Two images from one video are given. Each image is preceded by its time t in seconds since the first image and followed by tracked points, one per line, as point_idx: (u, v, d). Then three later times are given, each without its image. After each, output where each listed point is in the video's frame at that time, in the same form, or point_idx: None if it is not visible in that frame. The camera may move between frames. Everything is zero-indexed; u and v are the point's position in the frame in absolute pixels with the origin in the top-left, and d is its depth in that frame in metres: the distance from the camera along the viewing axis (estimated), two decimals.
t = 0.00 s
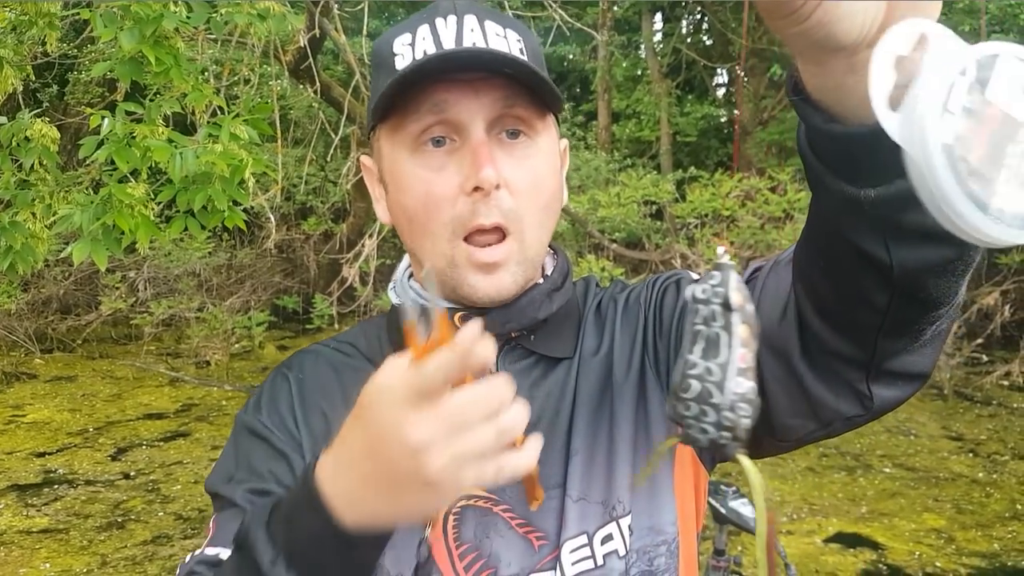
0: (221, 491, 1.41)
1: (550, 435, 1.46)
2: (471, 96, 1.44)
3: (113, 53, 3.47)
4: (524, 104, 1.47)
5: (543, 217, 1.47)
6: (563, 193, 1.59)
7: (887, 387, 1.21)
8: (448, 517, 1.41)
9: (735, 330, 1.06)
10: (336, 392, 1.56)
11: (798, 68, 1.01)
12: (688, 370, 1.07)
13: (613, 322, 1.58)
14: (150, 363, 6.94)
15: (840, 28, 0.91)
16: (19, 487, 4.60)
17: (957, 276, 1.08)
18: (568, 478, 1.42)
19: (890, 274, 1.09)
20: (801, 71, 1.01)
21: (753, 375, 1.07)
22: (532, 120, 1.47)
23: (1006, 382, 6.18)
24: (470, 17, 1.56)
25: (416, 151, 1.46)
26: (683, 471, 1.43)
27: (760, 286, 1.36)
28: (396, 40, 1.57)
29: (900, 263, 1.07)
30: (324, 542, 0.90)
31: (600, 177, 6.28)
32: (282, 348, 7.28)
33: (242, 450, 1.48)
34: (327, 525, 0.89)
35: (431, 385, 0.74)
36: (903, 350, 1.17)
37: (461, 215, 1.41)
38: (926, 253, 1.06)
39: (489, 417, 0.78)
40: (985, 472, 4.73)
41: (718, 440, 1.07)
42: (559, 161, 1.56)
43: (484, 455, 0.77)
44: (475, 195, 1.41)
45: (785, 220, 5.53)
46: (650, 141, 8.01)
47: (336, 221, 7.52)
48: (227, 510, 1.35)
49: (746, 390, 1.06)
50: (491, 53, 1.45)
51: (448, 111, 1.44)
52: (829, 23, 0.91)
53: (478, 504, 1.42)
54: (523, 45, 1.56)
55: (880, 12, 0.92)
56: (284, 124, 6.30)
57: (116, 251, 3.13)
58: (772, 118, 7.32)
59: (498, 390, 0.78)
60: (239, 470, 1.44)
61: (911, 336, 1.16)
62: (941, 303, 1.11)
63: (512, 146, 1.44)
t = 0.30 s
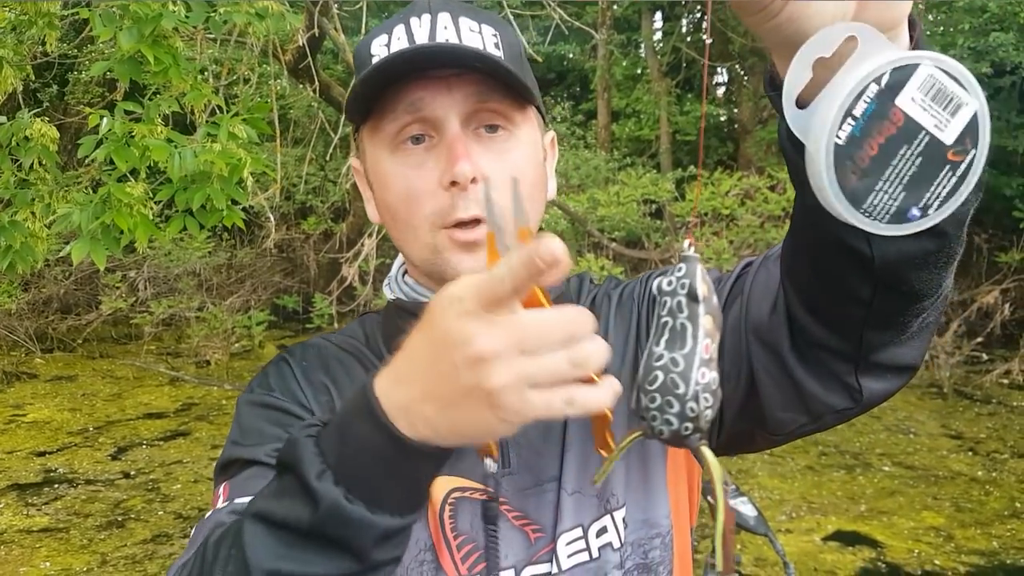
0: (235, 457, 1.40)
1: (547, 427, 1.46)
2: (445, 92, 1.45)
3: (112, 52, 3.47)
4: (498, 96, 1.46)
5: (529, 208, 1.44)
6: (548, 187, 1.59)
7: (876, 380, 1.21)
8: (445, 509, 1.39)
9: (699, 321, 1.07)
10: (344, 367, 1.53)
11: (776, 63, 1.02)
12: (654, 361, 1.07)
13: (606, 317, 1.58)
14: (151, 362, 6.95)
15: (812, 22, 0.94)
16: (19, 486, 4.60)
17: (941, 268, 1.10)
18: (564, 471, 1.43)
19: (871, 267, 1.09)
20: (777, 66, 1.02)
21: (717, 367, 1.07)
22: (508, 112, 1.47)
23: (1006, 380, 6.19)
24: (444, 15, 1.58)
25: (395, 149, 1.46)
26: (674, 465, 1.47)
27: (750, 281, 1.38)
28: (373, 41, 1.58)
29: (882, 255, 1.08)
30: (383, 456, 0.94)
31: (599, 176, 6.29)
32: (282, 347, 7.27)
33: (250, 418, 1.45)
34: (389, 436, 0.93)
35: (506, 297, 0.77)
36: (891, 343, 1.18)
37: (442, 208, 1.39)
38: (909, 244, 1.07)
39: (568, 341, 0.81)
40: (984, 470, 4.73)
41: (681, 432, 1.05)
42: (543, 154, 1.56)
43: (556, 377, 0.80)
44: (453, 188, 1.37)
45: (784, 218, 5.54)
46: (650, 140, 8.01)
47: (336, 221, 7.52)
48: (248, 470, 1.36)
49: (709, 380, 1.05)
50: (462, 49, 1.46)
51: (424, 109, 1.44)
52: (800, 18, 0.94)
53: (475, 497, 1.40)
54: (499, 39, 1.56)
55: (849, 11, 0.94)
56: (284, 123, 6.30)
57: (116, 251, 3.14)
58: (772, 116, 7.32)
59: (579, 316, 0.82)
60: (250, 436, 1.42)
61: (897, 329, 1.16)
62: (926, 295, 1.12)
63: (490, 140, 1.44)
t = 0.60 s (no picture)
0: (233, 458, 1.38)
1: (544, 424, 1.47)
2: (456, 88, 1.45)
3: (109, 50, 3.47)
4: (508, 94, 1.46)
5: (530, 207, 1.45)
6: (550, 185, 1.59)
7: (873, 377, 1.22)
8: (444, 506, 1.41)
9: (731, 310, 1.10)
10: (343, 367, 1.54)
11: (781, 56, 1.02)
12: (688, 352, 1.11)
13: (606, 314, 1.58)
14: (149, 360, 6.95)
15: (823, 14, 0.92)
16: (17, 484, 4.60)
17: (941, 264, 1.09)
18: (563, 467, 1.43)
19: (872, 261, 1.09)
20: (783, 59, 1.02)
21: (751, 355, 1.11)
22: (517, 110, 1.47)
23: (1004, 377, 6.19)
24: (455, 9, 1.57)
25: (401, 142, 1.46)
26: (674, 462, 1.47)
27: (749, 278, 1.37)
28: (382, 33, 1.58)
29: (883, 251, 1.08)
30: (385, 481, 0.97)
31: (598, 173, 6.28)
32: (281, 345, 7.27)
33: (248, 418, 1.44)
34: (392, 460, 0.97)
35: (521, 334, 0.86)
36: (889, 340, 1.18)
37: (445, 202, 1.40)
38: (907, 240, 1.07)
39: (573, 370, 0.90)
40: (982, 467, 4.74)
41: (719, 421, 1.10)
42: (547, 152, 1.56)
43: (562, 403, 0.89)
44: (459, 183, 1.39)
45: (783, 216, 5.54)
46: (648, 138, 7.99)
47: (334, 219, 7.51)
48: (247, 471, 1.35)
49: (745, 368, 1.09)
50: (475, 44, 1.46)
51: (433, 103, 1.45)
52: (812, 9, 0.92)
53: (476, 494, 1.43)
54: (508, 37, 1.57)
55: (858, 4, 0.94)
56: (282, 121, 6.29)
57: (114, 248, 3.14)
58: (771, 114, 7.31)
59: (583, 345, 0.90)
60: (248, 436, 1.41)
61: (896, 326, 1.17)
62: (926, 292, 1.11)
63: (497, 136, 1.45)
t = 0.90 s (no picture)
0: (236, 455, 1.38)
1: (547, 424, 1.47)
2: (459, 89, 1.45)
3: (109, 48, 3.47)
4: (511, 95, 1.46)
5: (534, 208, 1.46)
6: (555, 184, 1.59)
7: (881, 380, 1.22)
8: (446, 504, 1.41)
9: (719, 314, 1.04)
10: (344, 362, 1.54)
11: (789, 56, 1.02)
12: (674, 355, 1.05)
13: (610, 314, 1.57)
14: (148, 359, 6.96)
15: (830, 13, 0.92)
16: (17, 482, 4.60)
17: (950, 267, 1.09)
18: (565, 467, 1.43)
19: (881, 265, 1.09)
20: (791, 60, 1.01)
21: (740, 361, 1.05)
22: (520, 110, 1.47)
23: (1003, 376, 6.20)
24: (458, 7, 1.57)
25: (406, 143, 1.47)
26: (677, 460, 1.47)
27: (756, 278, 1.38)
28: (385, 31, 1.57)
29: (892, 253, 1.07)
30: (383, 477, 0.97)
31: (597, 172, 6.28)
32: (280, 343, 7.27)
33: (250, 414, 1.44)
34: (389, 454, 0.97)
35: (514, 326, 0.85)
36: (897, 344, 1.19)
37: (449, 204, 1.40)
38: (918, 241, 1.07)
39: (570, 363, 0.89)
40: (981, 466, 4.75)
41: (703, 425, 1.04)
42: (552, 151, 1.56)
43: (558, 396, 0.88)
44: (462, 186, 1.39)
45: (782, 214, 5.54)
46: (648, 137, 7.99)
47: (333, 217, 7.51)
48: (250, 468, 1.34)
49: (731, 374, 1.04)
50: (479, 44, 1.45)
51: (436, 104, 1.45)
52: (818, 9, 0.92)
53: (478, 494, 1.42)
54: (513, 34, 1.57)
55: (866, 6, 0.94)
56: (281, 119, 6.29)
57: (113, 246, 3.14)
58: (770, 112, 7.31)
59: (578, 339, 0.89)
60: (250, 433, 1.41)
61: (905, 330, 1.17)
62: (935, 296, 1.12)
63: (500, 136, 1.45)
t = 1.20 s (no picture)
0: (234, 479, 1.41)
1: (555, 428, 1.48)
2: (423, 93, 1.44)
3: (111, 52, 3.48)
4: (480, 97, 1.43)
5: (508, 209, 1.45)
6: (547, 186, 1.58)
7: (897, 386, 1.23)
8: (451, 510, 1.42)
9: (755, 334, 1.12)
10: (338, 371, 1.54)
11: (810, 61, 1.03)
12: (707, 379, 1.13)
13: (618, 318, 1.58)
14: (152, 361, 6.97)
15: (858, 18, 0.91)
16: (22, 484, 4.61)
17: (970, 275, 1.09)
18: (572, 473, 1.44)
19: (901, 272, 1.10)
20: (813, 64, 1.02)
21: (774, 384, 1.12)
22: (492, 113, 1.44)
23: (1007, 373, 6.19)
24: (437, 10, 1.54)
25: (381, 148, 1.47)
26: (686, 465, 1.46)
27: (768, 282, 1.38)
28: (371, 36, 1.56)
29: (912, 261, 1.08)
30: (355, 557, 0.98)
31: (599, 171, 6.28)
32: (283, 345, 7.28)
33: (250, 434, 1.47)
34: (364, 534, 0.96)
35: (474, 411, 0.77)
36: (914, 350, 1.19)
37: (415, 207, 1.41)
38: (936, 249, 1.06)
39: (541, 448, 0.80)
40: (986, 464, 4.74)
41: (738, 453, 1.10)
42: (539, 153, 1.53)
43: (529, 483, 0.81)
44: (424, 189, 1.40)
45: (784, 213, 5.54)
46: (649, 136, 7.99)
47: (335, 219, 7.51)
48: (244, 496, 1.38)
49: (768, 399, 1.11)
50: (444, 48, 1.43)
51: (402, 108, 1.45)
52: (847, 13, 0.91)
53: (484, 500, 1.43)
54: (492, 34, 1.53)
55: (895, 5, 0.92)
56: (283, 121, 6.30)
57: (118, 249, 3.15)
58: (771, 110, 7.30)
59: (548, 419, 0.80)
60: (249, 456, 1.44)
61: (921, 337, 1.17)
62: (953, 303, 1.12)
63: (470, 140, 1.43)
